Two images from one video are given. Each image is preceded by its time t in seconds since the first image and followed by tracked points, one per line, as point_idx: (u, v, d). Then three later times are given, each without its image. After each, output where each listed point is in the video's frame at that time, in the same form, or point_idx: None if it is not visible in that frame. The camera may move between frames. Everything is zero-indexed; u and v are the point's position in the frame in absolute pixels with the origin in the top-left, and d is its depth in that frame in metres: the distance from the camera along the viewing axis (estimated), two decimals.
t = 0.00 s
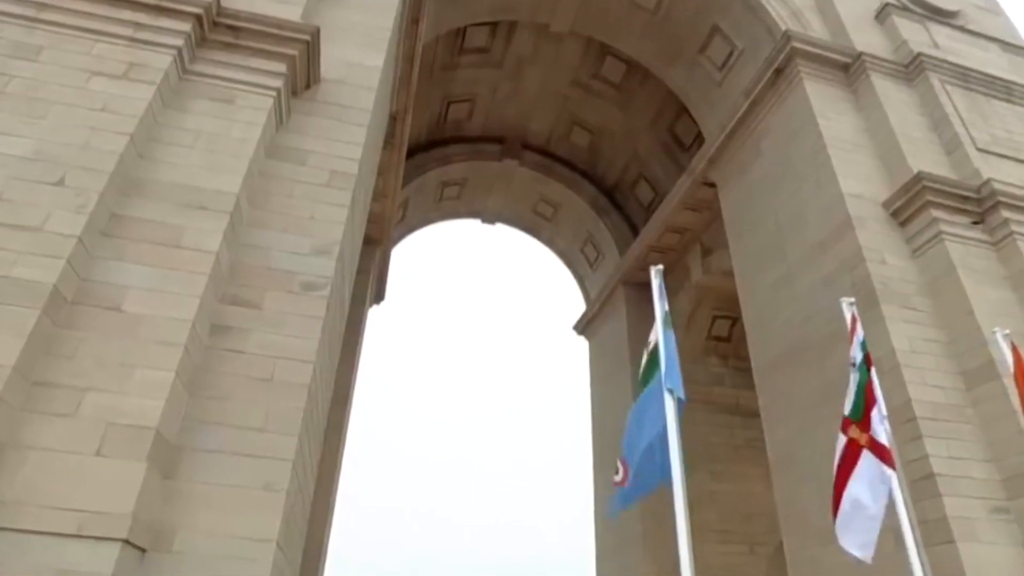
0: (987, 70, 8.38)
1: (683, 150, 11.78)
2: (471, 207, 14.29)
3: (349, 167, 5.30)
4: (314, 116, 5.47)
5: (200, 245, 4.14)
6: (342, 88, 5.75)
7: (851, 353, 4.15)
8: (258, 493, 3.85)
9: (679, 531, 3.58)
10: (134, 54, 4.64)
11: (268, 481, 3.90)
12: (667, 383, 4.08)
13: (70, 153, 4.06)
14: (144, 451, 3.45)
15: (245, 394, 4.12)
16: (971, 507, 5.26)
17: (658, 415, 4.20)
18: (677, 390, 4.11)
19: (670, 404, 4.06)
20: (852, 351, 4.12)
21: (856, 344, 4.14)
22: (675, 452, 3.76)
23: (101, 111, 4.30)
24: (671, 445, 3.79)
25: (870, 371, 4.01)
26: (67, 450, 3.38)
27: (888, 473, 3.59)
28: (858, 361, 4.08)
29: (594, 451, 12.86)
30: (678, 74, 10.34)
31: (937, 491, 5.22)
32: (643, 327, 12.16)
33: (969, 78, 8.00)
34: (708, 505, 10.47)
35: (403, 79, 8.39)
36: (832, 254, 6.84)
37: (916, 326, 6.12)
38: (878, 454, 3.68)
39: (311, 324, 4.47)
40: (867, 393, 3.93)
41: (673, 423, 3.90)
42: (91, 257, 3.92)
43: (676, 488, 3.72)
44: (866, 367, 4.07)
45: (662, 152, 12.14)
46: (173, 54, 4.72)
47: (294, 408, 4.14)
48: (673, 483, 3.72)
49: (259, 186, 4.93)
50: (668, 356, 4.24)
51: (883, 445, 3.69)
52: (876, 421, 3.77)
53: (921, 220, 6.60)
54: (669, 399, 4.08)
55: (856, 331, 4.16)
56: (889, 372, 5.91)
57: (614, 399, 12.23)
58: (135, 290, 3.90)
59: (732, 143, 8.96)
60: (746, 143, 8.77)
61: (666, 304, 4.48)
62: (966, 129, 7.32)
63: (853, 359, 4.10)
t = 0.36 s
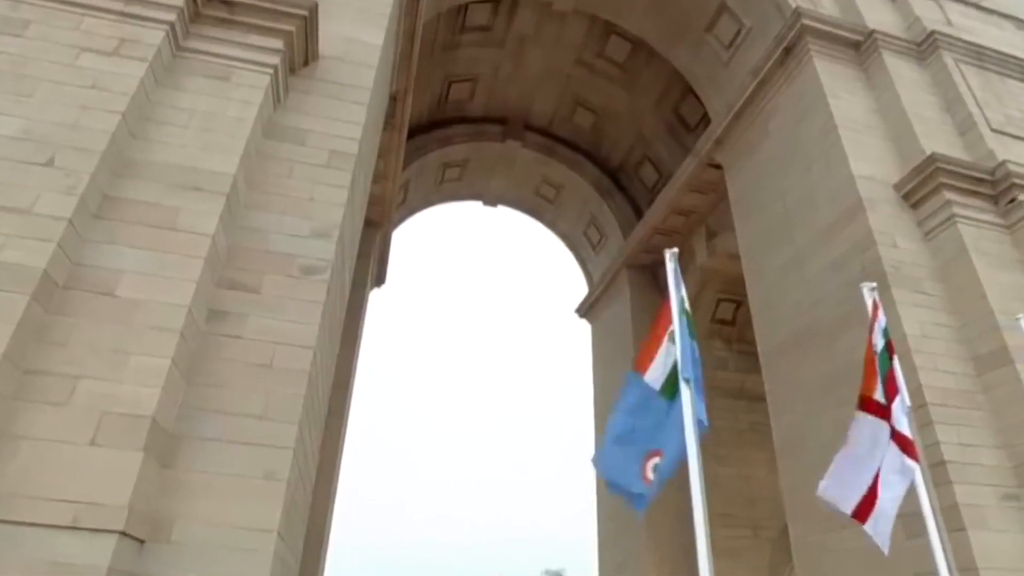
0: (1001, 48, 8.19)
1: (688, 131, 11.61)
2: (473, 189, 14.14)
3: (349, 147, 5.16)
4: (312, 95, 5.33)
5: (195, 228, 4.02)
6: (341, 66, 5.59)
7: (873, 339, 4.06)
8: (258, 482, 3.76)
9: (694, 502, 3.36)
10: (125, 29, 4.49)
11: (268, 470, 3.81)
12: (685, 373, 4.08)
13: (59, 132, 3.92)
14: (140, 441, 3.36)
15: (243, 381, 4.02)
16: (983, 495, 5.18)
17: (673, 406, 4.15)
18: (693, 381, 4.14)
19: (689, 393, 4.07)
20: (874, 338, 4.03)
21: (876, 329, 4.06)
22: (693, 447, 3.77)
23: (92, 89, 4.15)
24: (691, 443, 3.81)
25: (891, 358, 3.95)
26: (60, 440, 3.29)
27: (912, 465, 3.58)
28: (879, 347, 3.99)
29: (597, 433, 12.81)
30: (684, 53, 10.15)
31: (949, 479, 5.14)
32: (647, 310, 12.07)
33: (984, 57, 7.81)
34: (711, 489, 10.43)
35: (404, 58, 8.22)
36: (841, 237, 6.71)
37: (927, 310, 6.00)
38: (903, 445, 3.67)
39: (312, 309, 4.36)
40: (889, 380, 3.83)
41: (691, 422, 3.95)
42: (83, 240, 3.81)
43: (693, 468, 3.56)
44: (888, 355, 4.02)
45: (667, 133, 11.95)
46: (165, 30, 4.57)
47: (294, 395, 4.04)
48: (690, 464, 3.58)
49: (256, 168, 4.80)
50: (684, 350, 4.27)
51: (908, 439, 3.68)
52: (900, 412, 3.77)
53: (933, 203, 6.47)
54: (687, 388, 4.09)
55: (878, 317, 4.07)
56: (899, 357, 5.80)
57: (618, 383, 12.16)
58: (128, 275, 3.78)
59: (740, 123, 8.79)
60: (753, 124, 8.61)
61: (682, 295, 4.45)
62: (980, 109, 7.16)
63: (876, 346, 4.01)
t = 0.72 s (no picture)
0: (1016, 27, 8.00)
1: (693, 113, 11.42)
2: (474, 171, 13.97)
3: (349, 128, 5.03)
4: (311, 74, 5.18)
5: (191, 211, 3.90)
6: (341, 44, 5.44)
7: (896, 328, 3.88)
8: (258, 472, 3.67)
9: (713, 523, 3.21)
10: (116, 5, 4.33)
11: (268, 459, 3.72)
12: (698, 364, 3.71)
13: (48, 112, 3.78)
14: (136, 431, 3.26)
15: (242, 369, 3.91)
16: (995, 483, 5.09)
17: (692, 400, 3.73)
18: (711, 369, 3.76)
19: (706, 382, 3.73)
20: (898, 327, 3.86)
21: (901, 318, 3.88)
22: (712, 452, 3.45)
23: (82, 66, 4.01)
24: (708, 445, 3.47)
25: (917, 347, 3.74)
26: (53, 430, 3.19)
27: (938, 458, 3.34)
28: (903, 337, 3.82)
29: (600, 418, 12.77)
30: (690, 33, 9.94)
31: (960, 468, 5.05)
32: (651, 295, 11.95)
33: (999, 36, 7.63)
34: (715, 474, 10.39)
35: (405, 36, 8.04)
36: (852, 221, 6.58)
37: (939, 295, 5.89)
38: (925, 438, 3.42)
39: (312, 295, 4.25)
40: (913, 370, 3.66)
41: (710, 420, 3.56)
42: (75, 224, 3.68)
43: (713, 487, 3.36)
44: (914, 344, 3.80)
45: (672, 115, 11.76)
46: (158, 6, 4.42)
47: (295, 383, 3.94)
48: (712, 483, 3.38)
49: (254, 150, 4.67)
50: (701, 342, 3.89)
51: (932, 431, 3.43)
52: (924, 403, 3.52)
53: (946, 186, 6.33)
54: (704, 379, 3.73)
55: (902, 305, 3.88)
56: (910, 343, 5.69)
57: (622, 367, 12.09)
58: (122, 260, 3.67)
59: (747, 104, 8.62)
60: (761, 104, 8.44)
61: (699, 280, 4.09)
62: (995, 90, 6.99)
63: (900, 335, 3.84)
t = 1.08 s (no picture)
0: None
1: (700, 93, 11.21)
2: (477, 153, 13.81)
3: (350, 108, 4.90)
4: (311, 51, 5.05)
5: (187, 193, 3.78)
6: (342, 21, 5.30)
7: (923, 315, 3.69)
8: (258, 462, 3.58)
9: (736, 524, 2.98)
10: None
11: (269, 448, 3.63)
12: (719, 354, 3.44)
13: (37, 90, 3.64)
14: (134, 421, 3.17)
15: (242, 355, 3.81)
16: (1009, 471, 5.00)
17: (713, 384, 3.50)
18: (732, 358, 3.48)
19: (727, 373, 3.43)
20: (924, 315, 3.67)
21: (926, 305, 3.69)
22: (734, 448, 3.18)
23: (73, 43, 3.86)
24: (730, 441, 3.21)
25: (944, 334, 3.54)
26: (48, 420, 3.09)
27: (966, 452, 3.13)
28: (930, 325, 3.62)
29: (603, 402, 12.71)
30: (698, 10, 9.73)
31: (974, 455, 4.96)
32: (656, 278, 11.84)
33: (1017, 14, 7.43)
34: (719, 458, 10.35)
35: (408, 15, 7.87)
36: (864, 203, 6.44)
37: (953, 279, 5.77)
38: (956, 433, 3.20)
39: (313, 279, 4.14)
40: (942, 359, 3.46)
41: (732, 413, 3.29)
42: (68, 206, 3.57)
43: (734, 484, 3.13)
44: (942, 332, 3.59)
45: (678, 95, 11.55)
46: None
47: (297, 369, 3.85)
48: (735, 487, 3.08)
49: (252, 129, 4.54)
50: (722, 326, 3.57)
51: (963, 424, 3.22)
52: (952, 393, 3.31)
53: (961, 167, 6.19)
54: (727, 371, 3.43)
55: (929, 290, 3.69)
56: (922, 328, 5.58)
57: (626, 351, 12.01)
58: (116, 244, 3.56)
59: (756, 83, 8.45)
60: (770, 84, 8.27)
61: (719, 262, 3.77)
62: (1012, 69, 6.82)
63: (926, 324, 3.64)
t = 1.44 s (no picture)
0: None
1: (707, 74, 10.92)
2: (480, 134, 13.64)
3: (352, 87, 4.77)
4: (311, 28, 4.92)
5: (185, 175, 3.67)
6: None
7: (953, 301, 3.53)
8: (261, 451, 3.50)
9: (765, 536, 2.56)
10: None
11: (272, 437, 3.55)
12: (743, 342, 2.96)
13: (28, 67, 3.51)
14: (131, 410, 3.08)
15: (244, 341, 3.71)
16: None
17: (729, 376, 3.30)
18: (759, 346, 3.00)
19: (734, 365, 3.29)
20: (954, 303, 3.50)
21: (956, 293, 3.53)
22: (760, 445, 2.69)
23: (65, 18, 3.72)
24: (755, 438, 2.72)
25: (975, 321, 3.35)
26: (44, 409, 3.00)
27: (996, 443, 2.86)
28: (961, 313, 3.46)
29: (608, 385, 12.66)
30: None
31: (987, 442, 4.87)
32: (661, 261, 11.71)
33: None
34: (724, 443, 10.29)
35: None
36: (877, 184, 6.30)
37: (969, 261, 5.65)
38: (986, 422, 2.97)
39: (315, 263, 4.04)
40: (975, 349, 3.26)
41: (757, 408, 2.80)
42: (61, 189, 3.45)
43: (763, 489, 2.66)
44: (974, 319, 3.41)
45: (684, 75, 11.32)
46: None
47: (299, 357, 3.76)
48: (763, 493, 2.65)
49: (251, 109, 4.41)
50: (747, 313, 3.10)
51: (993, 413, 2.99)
52: (982, 383, 3.12)
53: (978, 148, 6.04)
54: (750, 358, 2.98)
55: (960, 275, 3.48)
56: (936, 312, 5.47)
57: (630, 334, 11.92)
58: (112, 228, 3.45)
59: (765, 62, 8.28)
60: (780, 62, 8.10)
61: (741, 244, 3.33)
62: None
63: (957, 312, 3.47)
